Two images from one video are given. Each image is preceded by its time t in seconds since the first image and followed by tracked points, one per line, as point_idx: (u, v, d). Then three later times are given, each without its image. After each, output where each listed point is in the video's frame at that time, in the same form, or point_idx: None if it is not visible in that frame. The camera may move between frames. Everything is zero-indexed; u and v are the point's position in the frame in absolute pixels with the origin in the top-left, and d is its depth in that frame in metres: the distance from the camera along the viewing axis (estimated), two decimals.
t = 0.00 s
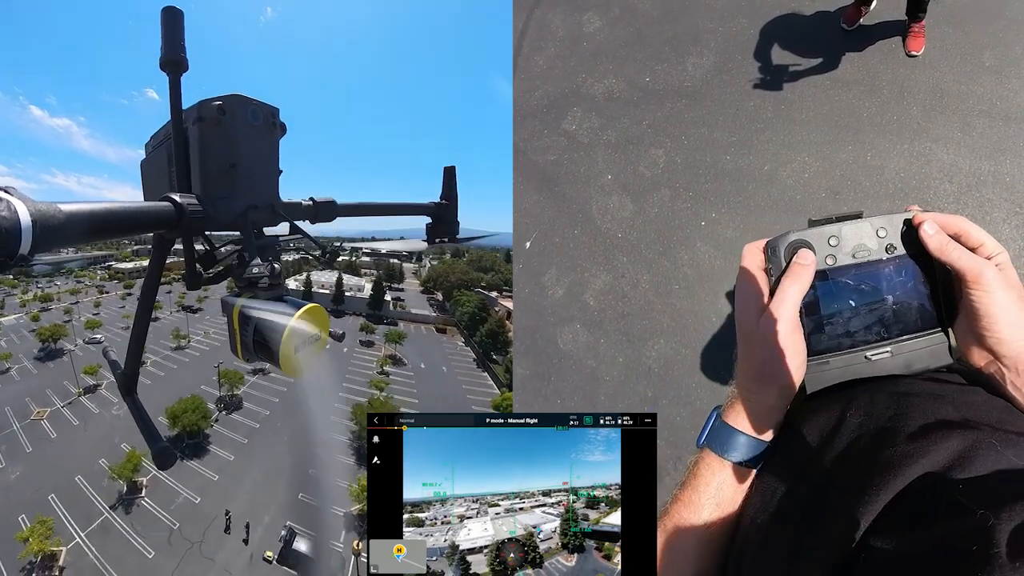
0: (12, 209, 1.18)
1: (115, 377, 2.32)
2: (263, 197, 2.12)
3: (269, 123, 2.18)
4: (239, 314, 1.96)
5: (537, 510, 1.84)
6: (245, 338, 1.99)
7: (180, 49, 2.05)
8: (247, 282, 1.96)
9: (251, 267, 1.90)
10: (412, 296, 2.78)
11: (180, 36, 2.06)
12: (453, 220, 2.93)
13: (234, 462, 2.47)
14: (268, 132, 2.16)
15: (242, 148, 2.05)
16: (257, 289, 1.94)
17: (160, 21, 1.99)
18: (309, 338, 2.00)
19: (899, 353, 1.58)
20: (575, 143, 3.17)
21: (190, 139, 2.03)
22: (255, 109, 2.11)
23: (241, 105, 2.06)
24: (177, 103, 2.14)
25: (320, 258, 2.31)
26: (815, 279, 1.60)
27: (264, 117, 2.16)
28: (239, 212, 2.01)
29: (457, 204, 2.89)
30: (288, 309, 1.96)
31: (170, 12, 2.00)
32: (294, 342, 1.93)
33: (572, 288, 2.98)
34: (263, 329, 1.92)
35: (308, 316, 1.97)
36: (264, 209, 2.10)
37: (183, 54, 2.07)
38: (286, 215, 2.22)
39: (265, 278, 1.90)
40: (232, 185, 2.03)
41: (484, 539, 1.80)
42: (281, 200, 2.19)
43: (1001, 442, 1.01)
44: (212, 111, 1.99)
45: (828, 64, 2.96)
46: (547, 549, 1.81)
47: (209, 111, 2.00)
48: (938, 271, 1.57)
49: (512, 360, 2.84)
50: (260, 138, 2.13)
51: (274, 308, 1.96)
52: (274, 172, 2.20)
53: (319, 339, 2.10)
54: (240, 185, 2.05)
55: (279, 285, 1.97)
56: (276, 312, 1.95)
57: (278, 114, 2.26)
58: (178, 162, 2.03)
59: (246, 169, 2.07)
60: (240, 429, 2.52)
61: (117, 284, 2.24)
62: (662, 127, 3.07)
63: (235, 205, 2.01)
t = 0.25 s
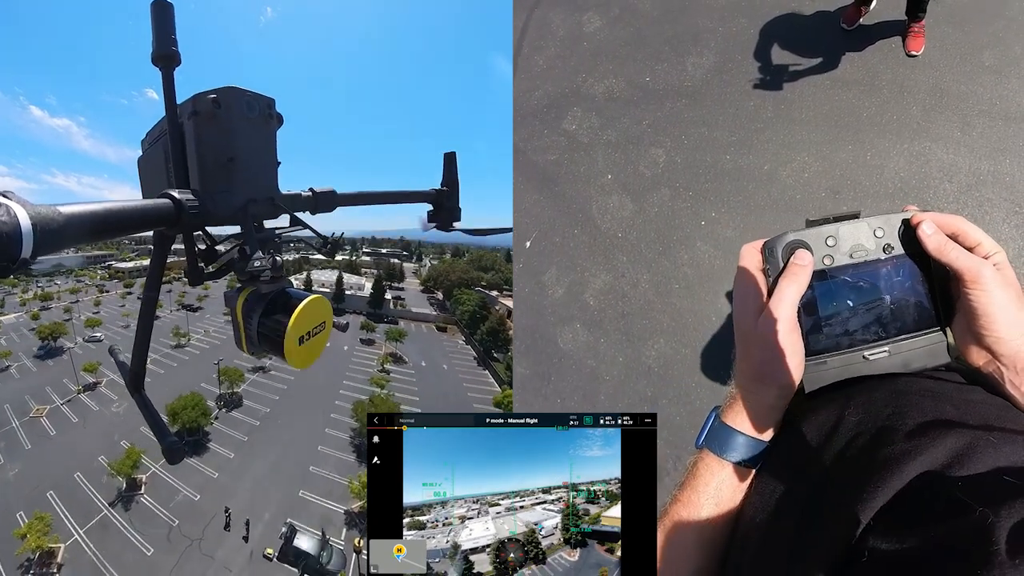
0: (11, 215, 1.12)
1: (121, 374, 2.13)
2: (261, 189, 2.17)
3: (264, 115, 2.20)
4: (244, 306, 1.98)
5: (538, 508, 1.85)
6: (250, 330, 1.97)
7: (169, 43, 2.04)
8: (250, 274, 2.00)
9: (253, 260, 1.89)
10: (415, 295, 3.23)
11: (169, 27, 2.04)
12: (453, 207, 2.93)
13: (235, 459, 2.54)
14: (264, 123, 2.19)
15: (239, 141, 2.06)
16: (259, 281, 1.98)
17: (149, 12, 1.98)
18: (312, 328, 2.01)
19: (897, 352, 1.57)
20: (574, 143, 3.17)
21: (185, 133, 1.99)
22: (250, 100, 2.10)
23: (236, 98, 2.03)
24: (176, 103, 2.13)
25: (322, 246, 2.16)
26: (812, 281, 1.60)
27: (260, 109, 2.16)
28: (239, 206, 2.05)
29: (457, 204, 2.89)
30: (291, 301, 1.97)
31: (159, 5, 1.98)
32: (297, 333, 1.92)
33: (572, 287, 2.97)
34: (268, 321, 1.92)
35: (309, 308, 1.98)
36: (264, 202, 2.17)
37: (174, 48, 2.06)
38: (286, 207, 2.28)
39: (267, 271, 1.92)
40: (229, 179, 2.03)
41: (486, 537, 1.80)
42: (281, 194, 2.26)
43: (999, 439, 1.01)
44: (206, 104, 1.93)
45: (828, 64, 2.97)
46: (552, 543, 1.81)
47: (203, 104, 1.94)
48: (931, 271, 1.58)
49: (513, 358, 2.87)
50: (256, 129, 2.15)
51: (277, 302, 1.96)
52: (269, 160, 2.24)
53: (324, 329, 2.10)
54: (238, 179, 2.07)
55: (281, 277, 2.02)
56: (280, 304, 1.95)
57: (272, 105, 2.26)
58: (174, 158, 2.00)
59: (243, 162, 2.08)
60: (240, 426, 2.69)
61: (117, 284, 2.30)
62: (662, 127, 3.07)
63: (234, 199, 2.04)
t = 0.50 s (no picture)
0: (14, 217, 1.12)
1: (122, 378, 2.16)
2: (263, 193, 2.16)
3: (267, 120, 2.20)
4: (245, 310, 1.98)
5: (538, 507, 1.86)
6: (251, 336, 1.99)
7: (173, 46, 2.03)
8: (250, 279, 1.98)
9: (252, 265, 1.83)
10: (412, 294, 2.68)
11: (173, 30, 2.04)
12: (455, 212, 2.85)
13: (234, 457, 2.46)
14: (265, 128, 2.19)
15: (241, 146, 2.05)
16: (259, 286, 1.94)
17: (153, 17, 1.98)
18: (313, 333, 1.99)
19: (899, 353, 1.57)
20: (574, 143, 3.17)
21: (188, 138, 1.99)
22: (252, 106, 2.10)
23: (238, 102, 2.03)
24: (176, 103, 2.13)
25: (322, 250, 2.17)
26: (813, 281, 1.60)
27: (261, 114, 2.16)
28: (241, 209, 2.04)
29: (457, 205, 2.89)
30: (292, 305, 1.96)
31: (163, 12, 1.99)
32: (297, 339, 1.92)
33: (572, 288, 2.97)
34: (268, 325, 1.93)
35: (312, 310, 1.97)
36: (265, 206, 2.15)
37: (178, 53, 2.06)
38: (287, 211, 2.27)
39: (268, 276, 1.90)
40: (231, 183, 2.03)
41: (487, 539, 1.82)
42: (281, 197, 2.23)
43: (1003, 441, 1.00)
44: (208, 109, 1.94)
45: (828, 64, 2.96)
46: (553, 543, 1.84)
47: (206, 109, 1.94)
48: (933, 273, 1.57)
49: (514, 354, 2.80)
50: (258, 134, 2.15)
51: (278, 305, 1.96)
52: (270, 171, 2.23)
53: (325, 332, 2.10)
54: (241, 183, 2.06)
55: (282, 281, 1.99)
56: (281, 308, 1.95)
57: (275, 111, 2.27)
58: (177, 163, 2.01)
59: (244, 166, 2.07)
60: (240, 424, 2.57)
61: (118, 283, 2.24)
62: (662, 127, 3.07)
63: (235, 202, 2.02)
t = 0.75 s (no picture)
0: (21, 216, 1.13)
1: (117, 381, 2.15)
2: (268, 205, 2.14)
3: (275, 132, 2.19)
4: (244, 318, 1.98)
5: (538, 508, 1.84)
6: (248, 346, 1.98)
7: (187, 56, 2.03)
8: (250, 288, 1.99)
9: (255, 274, 1.85)
10: (411, 292, 2.84)
11: (189, 42, 2.05)
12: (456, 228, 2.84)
13: (234, 454, 2.58)
14: (273, 140, 2.18)
15: (248, 157, 2.05)
16: (261, 296, 1.96)
17: (169, 29, 1.99)
18: (310, 346, 1.99)
19: (899, 357, 1.58)
20: (574, 143, 3.17)
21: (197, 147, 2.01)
22: (260, 117, 2.10)
23: (247, 113, 2.04)
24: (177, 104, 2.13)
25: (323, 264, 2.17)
26: (813, 285, 1.60)
27: (270, 125, 2.16)
28: (245, 218, 2.02)
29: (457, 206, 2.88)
30: (291, 317, 1.95)
31: (180, 23, 2.00)
32: (295, 347, 1.90)
33: (572, 288, 2.97)
34: (266, 335, 1.92)
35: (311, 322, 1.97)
36: (269, 216, 2.12)
37: (191, 62, 2.06)
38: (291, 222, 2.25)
39: (269, 285, 1.90)
40: (237, 192, 2.01)
41: (485, 537, 1.82)
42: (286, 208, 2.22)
43: (1003, 444, 1.00)
44: (218, 119, 1.96)
45: (828, 64, 2.96)
46: (549, 545, 1.82)
47: (215, 119, 1.96)
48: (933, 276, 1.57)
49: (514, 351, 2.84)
50: (266, 146, 2.14)
51: (277, 317, 1.95)
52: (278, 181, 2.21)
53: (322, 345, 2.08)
54: (247, 192, 2.05)
55: (282, 291, 1.99)
56: (279, 318, 1.94)
57: (284, 122, 2.26)
58: (184, 172, 2.03)
59: (251, 175, 2.05)
60: (240, 421, 2.68)
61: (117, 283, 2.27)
62: (662, 127, 3.07)
63: (240, 211, 2.01)
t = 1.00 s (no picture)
0: (22, 219, 1.13)
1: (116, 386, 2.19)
2: (267, 213, 2.13)
3: (276, 140, 2.20)
4: (241, 326, 1.97)
5: (536, 509, 1.83)
6: (246, 353, 1.98)
7: (192, 67, 2.04)
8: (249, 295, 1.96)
9: (254, 281, 1.86)
10: (412, 291, 2.83)
11: (192, 51, 2.04)
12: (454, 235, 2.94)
13: (234, 451, 2.50)
14: (275, 149, 2.19)
15: (249, 164, 2.04)
16: (260, 303, 1.94)
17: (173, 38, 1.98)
18: (308, 355, 1.98)
19: (897, 358, 1.58)
20: (573, 144, 3.16)
21: (199, 153, 2.02)
22: (262, 125, 2.10)
23: (249, 122, 2.04)
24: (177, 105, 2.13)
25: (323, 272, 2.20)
26: (811, 286, 1.59)
27: (271, 134, 2.16)
28: (245, 225, 2.02)
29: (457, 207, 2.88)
30: (291, 325, 1.95)
31: (184, 31, 1.99)
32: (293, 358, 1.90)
33: (572, 289, 2.97)
34: (265, 343, 1.93)
35: (309, 330, 1.97)
36: (269, 224, 2.12)
37: (195, 72, 2.06)
38: (291, 231, 2.24)
39: (268, 293, 1.88)
40: (238, 200, 2.00)
41: (481, 536, 1.80)
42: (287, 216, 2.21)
43: (1000, 447, 0.99)
44: (220, 127, 1.96)
45: (827, 65, 2.96)
46: (547, 545, 1.81)
47: (217, 127, 1.96)
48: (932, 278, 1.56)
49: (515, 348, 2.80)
50: (268, 155, 2.14)
51: (277, 323, 1.96)
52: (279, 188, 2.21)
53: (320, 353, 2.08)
54: (248, 200, 2.04)
55: (281, 299, 1.99)
56: (279, 327, 1.95)
57: (285, 131, 2.27)
58: (185, 176, 2.03)
59: (252, 183, 2.05)
60: (241, 418, 2.60)
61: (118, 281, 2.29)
62: (662, 127, 3.06)
63: (241, 218, 2.01)
